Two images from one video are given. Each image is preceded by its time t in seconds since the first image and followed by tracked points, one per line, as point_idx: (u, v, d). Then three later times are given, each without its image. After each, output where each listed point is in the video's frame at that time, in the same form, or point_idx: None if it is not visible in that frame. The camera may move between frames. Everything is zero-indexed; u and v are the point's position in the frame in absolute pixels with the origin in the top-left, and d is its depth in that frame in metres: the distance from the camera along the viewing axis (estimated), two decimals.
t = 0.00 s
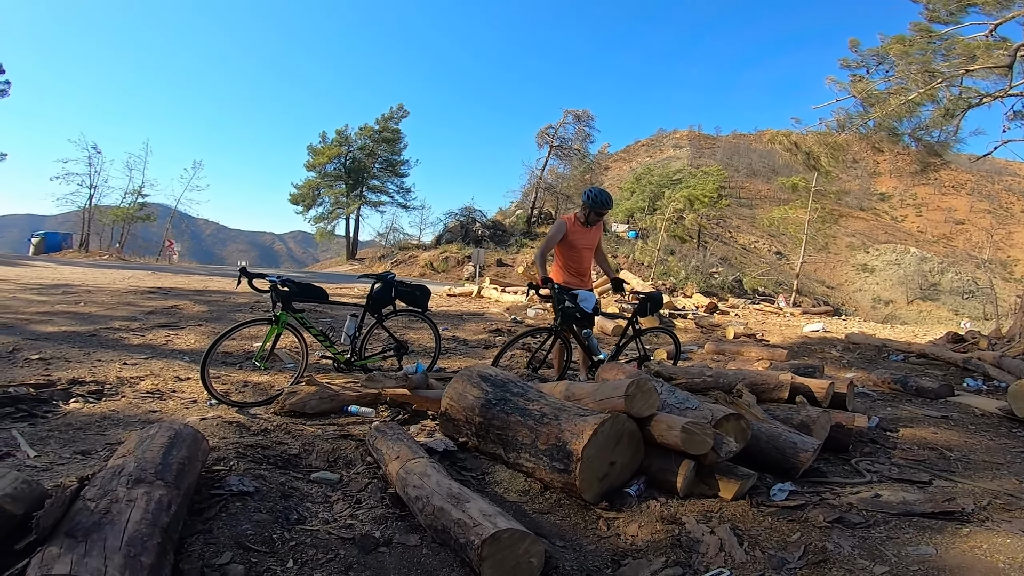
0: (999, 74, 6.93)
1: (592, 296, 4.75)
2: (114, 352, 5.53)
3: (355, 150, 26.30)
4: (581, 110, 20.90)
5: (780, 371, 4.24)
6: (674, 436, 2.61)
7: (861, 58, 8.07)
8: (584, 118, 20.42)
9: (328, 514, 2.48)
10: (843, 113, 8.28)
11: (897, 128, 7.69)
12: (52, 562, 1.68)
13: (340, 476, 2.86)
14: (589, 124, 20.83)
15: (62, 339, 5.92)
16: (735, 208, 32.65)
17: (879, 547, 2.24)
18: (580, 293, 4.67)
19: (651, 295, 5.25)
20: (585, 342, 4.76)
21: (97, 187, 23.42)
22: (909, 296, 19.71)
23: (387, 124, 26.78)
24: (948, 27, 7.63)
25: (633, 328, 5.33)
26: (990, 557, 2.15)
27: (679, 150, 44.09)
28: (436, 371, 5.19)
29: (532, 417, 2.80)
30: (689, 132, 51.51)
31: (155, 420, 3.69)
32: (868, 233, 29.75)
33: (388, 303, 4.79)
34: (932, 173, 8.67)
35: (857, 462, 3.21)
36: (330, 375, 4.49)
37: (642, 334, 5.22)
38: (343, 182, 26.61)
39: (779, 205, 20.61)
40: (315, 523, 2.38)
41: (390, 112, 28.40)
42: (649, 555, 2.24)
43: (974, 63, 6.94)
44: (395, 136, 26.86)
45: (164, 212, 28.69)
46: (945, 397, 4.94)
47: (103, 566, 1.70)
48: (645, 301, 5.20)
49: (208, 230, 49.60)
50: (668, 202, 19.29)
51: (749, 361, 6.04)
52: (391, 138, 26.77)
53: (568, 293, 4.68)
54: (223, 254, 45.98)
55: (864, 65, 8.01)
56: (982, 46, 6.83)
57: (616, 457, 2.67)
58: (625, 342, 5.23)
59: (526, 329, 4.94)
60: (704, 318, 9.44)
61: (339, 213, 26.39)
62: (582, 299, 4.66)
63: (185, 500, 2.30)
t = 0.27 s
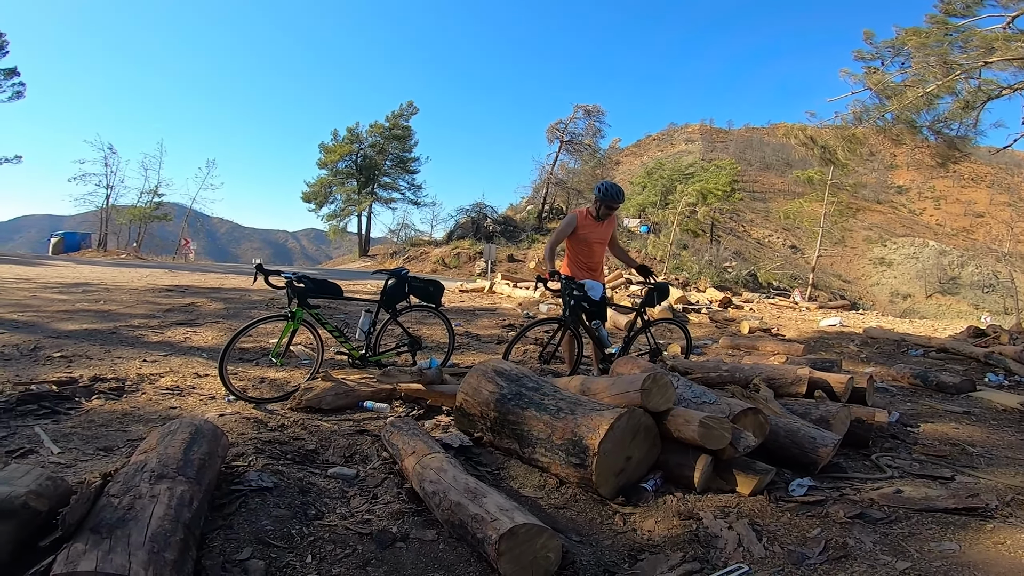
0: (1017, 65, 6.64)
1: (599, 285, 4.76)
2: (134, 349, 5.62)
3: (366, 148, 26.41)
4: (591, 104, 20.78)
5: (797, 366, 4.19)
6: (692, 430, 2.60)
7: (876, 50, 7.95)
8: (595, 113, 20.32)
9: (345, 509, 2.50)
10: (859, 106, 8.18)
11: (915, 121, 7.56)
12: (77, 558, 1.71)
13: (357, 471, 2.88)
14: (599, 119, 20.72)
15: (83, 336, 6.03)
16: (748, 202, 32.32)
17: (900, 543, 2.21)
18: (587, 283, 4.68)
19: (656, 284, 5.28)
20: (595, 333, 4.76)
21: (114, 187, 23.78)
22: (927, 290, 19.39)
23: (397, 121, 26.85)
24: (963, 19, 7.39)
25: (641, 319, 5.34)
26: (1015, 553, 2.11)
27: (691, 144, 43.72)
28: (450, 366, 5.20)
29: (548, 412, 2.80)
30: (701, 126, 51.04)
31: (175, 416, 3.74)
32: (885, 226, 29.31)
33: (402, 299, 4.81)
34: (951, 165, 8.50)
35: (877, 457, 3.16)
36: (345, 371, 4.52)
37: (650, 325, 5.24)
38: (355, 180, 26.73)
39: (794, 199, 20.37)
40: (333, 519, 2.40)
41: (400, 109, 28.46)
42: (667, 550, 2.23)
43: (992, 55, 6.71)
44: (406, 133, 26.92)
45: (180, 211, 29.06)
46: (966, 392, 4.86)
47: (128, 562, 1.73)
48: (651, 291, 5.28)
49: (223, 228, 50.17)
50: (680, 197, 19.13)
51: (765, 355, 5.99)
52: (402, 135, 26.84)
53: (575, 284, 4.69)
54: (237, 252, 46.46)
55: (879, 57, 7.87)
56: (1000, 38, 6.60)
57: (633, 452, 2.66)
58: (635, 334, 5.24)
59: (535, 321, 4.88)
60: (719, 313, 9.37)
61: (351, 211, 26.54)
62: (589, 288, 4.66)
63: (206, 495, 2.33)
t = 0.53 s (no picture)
0: None
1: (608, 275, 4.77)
2: (157, 346, 5.72)
3: (378, 145, 26.52)
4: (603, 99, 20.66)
5: (817, 360, 4.15)
6: (713, 424, 2.59)
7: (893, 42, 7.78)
8: (607, 107, 20.20)
9: (368, 503, 2.53)
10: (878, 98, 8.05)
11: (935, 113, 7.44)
12: (112, 553, 1.75)
13: (378, 466, 2.92)
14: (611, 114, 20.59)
15: (107, 334, 6.15)
16: (763, 195, 31.95)
17: (927, 537, 2.19)
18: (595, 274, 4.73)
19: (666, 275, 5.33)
20: (606, 325, 4.81)
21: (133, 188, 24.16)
22: (948, 283, 19.04)
23: (409, 118, 26.92)
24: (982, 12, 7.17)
25: (653, 310, 5.35)
26: None
27: (704, 138, 43.31)
28: (466, 361, 5.23)
29: (568, 405, 2.81)
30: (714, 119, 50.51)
31: (198, 412, 3.81)
32: (904, 219, 28.82)
33: (418, 294, 4.84)
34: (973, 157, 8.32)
35: (901, 451, 3.13)
36: (364, 366, 4.57)
37: (661, 316, 5.26)
38: (367, 177, 26.88)
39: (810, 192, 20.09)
40: (356, 513, 2.43)
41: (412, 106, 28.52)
42: (689, 543, 2.23)
43: (1012, 48, 6.52)
44: (417, 130, 26.99)
45: (196, 210, 29.45)
46: (991, 386, 4.77)
47: (161, 557, 1.77)
48: (661, 282, 5.34)
49: (239, 227, 50.74)
50: (694, 190, 18.96)
51: (783, 349, 5.93)
52: (414, 132, 26.91)
53: (586, 276, 4.71)
54: (253, 250, 46.99)
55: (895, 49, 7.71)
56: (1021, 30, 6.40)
57: (652, 445, 2.65)
58: (648, 325, 5.23)
59: (548, 313, 4.83)
60: (735, 307, 9.29)
61: (365, 208, 26.68)
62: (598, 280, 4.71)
63: (233, 489, 2.37)
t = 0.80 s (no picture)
0: None
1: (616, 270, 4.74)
2: (173, 343, 5.80)
3: (388, 143, 26.59)
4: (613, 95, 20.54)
5: (833, 357, 4.10)
6: (727, 421, 2.57)
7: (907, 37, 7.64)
8: (616, 103, 20.08)
9: (381, 500, 2.55)
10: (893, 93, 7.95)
11: (952, 108, 7.32)
12: (132, 549, 1.78)
13: (391, 462, 2.93)
14: (621, 110, 20.48)
15: (125, 331, 6.24)
16: (776, 190, 31.63)
17: (944, 535, 2.16)
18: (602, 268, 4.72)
19: (674, 270, 5.31)
20: (615, 320, 4.81)
21: (147, 187, 24.46)
22: (967, 279, 18.72)
23: (419, 116, 26.97)
24: (1001, 6, 6.97)
25: (662, 306, 5.33)
26: None
27: (716, 134, 42.95)
28: (478, 358, 5.24)
29: (580, 402, 2.80)
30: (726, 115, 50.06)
31: (214, 408, 3.86)
32: (921, 215, 28.37)
33: (430, 291, 4.85)
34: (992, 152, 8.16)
35: (918, 450, 3.09)
36: (376, 363, 4.60)
37: (669, 312, 5.25)
38: (378, 175, 26.98)
39: (824, 188, 19.85)
40: (369, 509, 2.45)
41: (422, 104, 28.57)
42: (702, 541, 2.22)
43: None
44: (427, 128, 27.03)
45: (210, 209, 29.75)
46: (1011, 383, 4.69)
47: (180, 552, 1.79)
48: (669, 278, 5.34)
49: (252, 225, 51.20)
50: (706, 186, 18.81)
51: (797, 346, 5.88)
52: (424, 130, 26.96)
53: (594, 271, 4.70)
54: (266, 248, 47.41)
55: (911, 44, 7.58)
56: None
57: (665, 443, 2.65)
58: (658, 321, 5.22)
59: (558, 308, 4.80)
60: (748, 304, 9.22)
61: (376, 205, 26.79)
62: (605, 275, 4.68)
63: (249, 486, 2.40)
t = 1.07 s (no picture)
0: None
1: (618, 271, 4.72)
2: (180, 344, 5.84)
3: (392, 143, 26.64)
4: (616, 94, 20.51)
5: (838, 357, 4.09)
6: (731, 422, 2.57)
7: (914, 36, 7.63)
8: (620, 103, 20.06)
9: (385, 500, 2.56)
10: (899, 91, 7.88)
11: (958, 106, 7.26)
12: (137, 550, 1.80)
13: (394, 463, 2.95)
14: (625, 109, 20.44)
15: (132, 332, 6.29)
16: (782, 190, 31.50)
17: (949, 537, 2.16)
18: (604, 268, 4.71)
19: (677, 268, 5.30)
20: (617, 320, 4.80)
21: (154, 188, 24.58)
22: (974, 278, 18.59)
23: (423, 116, 27.01)
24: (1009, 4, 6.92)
25: (665, 307, 5.34)
26: None
27: (721, 133, 42.82)
28: (481, 358, 5.25)
29: (583, 403, 2.81)
30: (731, 114, 49.90)
31: (220, 409, 3.88)
32: (928, 214, 28.20)
33: (434, 291, 4.87)
34: (999, 150, 8.10)
35: (924, 451, 3.07)
36: (381, 363, 4.62)
37: (673, 313, 5.25)
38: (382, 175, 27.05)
39: (830, 187, 19.77)
40: (373, 510, 2.46)
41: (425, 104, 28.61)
42: (705, 543, 2.22)
43: None
44: (431, 128, 27.06)
45: (216, 209, 29.89)
46: (1018, 384, 4.66)
47: (184, 553, 1.81)
48: (671, 277, 5.32)
49: (257, 226, 51.43)
50: (710, 185, 18.76)
51: (803, 346, 5.86)
52: (427, 130, 26.99)
53: (596, 271, 4.70)
54: (271, 249, 47.61)
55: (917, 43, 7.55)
56: None
57: (668, 444, 2.65)
58: (662, 321, 5.21)
59: (561, 309, 4.81)
60: (753, 303, 9.20)
61: (380, 206, 26.84)
62: (607, 275, 4.67)
63: (254, 486, 2.42)
